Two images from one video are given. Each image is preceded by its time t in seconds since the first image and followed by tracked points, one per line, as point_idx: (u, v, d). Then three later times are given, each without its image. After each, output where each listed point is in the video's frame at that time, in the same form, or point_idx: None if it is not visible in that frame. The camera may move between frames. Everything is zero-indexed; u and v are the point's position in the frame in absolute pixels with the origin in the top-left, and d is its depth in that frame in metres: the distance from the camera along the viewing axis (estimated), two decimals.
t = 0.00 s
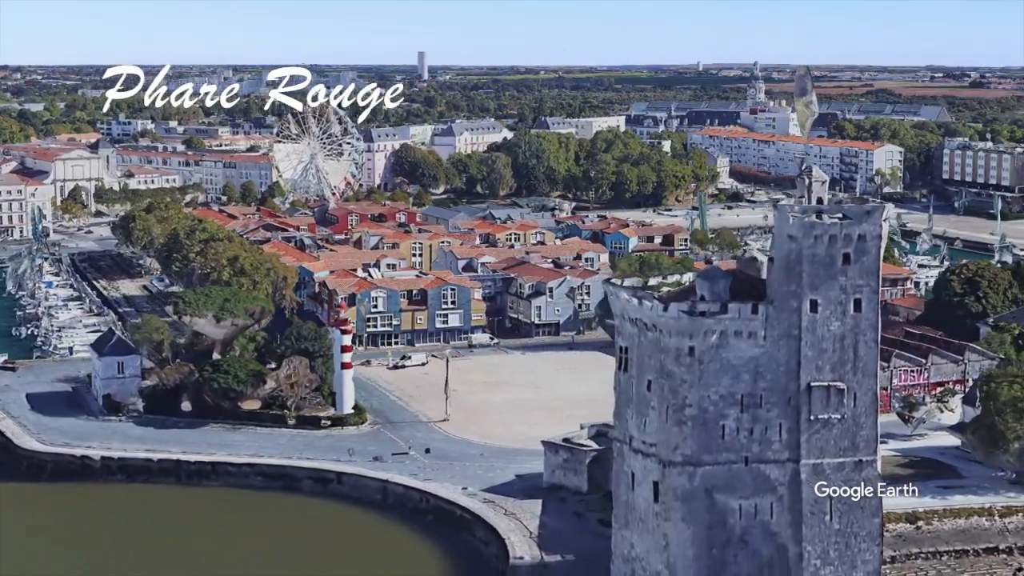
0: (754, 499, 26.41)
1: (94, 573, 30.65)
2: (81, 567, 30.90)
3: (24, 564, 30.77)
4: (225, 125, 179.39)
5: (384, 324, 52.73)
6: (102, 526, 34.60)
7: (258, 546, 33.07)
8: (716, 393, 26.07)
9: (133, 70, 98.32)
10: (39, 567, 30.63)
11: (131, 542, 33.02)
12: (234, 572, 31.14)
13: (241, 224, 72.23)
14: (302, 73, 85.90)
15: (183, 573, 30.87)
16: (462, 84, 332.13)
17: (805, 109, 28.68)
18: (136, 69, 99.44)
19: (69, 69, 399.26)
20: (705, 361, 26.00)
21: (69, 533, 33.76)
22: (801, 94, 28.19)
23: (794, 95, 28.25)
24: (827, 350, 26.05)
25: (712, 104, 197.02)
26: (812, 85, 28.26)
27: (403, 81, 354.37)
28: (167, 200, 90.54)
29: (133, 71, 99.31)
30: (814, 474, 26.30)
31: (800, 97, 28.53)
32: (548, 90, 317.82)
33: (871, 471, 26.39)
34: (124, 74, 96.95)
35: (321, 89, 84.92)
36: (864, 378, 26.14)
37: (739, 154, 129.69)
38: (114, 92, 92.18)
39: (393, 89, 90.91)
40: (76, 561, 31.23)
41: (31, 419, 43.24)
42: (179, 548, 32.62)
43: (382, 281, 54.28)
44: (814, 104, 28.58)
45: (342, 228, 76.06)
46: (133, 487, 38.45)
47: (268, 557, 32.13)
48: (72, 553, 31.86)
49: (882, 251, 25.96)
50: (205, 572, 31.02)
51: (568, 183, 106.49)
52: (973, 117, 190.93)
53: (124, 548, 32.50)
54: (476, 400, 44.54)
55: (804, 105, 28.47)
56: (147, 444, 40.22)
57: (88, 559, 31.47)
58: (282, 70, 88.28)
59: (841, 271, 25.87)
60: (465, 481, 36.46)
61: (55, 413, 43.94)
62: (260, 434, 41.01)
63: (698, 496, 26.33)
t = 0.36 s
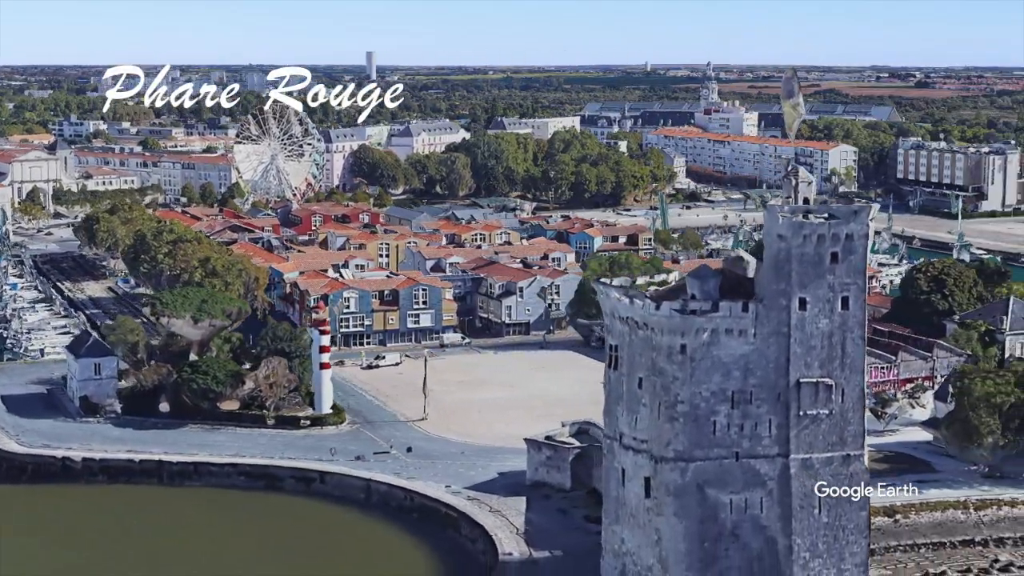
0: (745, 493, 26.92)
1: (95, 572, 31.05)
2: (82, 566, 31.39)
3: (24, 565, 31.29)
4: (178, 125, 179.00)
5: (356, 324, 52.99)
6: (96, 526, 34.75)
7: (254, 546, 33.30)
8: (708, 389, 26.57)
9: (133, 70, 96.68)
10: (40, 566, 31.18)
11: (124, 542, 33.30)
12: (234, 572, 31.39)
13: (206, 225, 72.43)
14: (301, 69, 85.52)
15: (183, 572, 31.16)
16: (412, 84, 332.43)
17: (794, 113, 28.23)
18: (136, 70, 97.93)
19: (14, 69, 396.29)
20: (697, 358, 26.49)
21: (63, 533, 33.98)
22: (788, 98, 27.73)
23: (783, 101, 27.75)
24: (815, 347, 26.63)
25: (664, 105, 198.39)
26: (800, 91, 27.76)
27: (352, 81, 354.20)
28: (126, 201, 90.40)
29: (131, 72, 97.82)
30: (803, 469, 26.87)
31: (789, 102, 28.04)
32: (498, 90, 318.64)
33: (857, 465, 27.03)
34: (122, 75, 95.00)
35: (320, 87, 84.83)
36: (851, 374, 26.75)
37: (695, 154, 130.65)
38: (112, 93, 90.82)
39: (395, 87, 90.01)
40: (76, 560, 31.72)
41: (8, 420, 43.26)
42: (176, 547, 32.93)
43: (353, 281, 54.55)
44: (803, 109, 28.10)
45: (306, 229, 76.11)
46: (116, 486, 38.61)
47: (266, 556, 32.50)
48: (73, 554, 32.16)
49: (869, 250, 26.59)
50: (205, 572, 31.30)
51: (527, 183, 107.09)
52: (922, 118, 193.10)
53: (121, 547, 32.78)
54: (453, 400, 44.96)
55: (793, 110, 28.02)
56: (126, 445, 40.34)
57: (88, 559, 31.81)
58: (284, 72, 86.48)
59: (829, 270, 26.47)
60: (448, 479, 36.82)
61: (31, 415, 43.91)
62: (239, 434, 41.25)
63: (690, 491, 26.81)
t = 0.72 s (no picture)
0: (733, 489, 27.35)
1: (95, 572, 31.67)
2: (82, 566, 32.07)
3: (25, 565, 31.95)
4: (135, 126, 178.33)
5: (330, 324, 53.14)
6: (90, 528, 35.10)
7: (248, 547, 33.65)
8: (697, 386, 26.95)
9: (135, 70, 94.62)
10: (41, 566, 31.90)
11: (119, 543, 33.79)
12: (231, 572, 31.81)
13: (175, 227, 72.38)
14: (300, 68, 84.53)
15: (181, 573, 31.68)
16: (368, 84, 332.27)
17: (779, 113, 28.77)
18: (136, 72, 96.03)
19: None
20: (687, 356, 26.86)
21: (57, 535, 34.45)
22: (775, 100, 28.24)
23: (767, 100, 28.24)
24: (802, 344, 27.12)
25: (623, 104, 199.18)
26: (786, 92, 28.31)
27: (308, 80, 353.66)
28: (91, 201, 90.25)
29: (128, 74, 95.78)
30: (790, 464, 27.38)
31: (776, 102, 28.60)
32: (455, 89, 319.09)
33: (844, 460, 27.59)
34: (121, 75, 92.71)
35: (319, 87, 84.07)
36: (837, 370, 27.29)
37: (656, 154, 131.27)
38: (110, 94, 89.03)
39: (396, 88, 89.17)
40: (75, 561, 32.38)
41: None
42: (169, 548, 33.39)
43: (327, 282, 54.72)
44: (789, 109, 28.66)
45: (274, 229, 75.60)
46: (99, 486, 38.66)
47: (258, 555, 32.94)
48: (71, 555, 32.79)
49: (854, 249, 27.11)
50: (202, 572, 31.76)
51: (491, 185, 107.53)
52: (877, 118, 194.59)
53: (115, 549, 33.25)
54: (431, 399, 45.23)
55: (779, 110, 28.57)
56: (107, 445, 40.37)
57: (85, 560, 32.43)
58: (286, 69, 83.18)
59: (816, 269, 26.95)
60: (431, 478, 37.11)
61: (8, 416, 43.87)
62: (219, 434, 41.40)
63: (680, 487, 27.19)
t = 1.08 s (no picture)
0: (722, 485, 27.70)
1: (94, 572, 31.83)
2: (80, 566, 32.22)
3: (22, 566, 32.10)
4: (98, 126, 177.52)
5: (308, 325, 53.22)
6: (80, 528, 35.17)
7: (239, 547, 33.77)
8: (687, 384, 27.27)
9: (135, 70, 93.52)
10: (40, 566, 32.08)
11: (113, 543, 33.92)
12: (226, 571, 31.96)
13: (147, 227, 72.36)
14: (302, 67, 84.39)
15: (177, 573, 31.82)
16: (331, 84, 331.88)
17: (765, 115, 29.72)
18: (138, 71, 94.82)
19: None
20: (676, 354, 27.17)
21: (51, 535, 34.57)
22: (762, 101, 29.10)
23: (755, 103, 29.15)
24: (790, 342, 27.48)
25: (588, 104, 199.82)
26: (772, 94, 29.23)
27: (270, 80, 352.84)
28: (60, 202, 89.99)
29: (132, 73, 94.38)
30: (778, 461, 27.76)
31: (763, 104, 29.50)
32: (418, 89, 319.07)
33: (830, 456, 28.02)
34: (123, 74, 91.60)
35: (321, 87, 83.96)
36: (824, 368, 27.68)
37: (623, 154, 131.76)
38: (113, 94, 87.96)
39: (399, 87, 89.13)
40: (72, 561, 32.52)
41: None
42: (163, 547, 33.54)
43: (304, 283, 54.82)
44: (774, 111, 29.53)
45: (245, 231, 75.22)
46: (83, 486, 38.69)
47: (251, 554, 33.15)
48: (68, 555, 32.94)
49: (840, 248, 27.50)
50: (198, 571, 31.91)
51: (460, 185, 107.79)
52: (840, 117, 195.92)
53: (109, 549, 33.40)
54: (410, 399, 45.40)
55: (765, 111, 29.46)
56: (89, 447, 40.38)
57: (82, 561, 32.56)
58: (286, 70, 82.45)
59: (803, 268, 27.32)
60: (415, 477, 37.34)
61: None
62: (201, 435, 41.49)
63: (670, 483, 27.50)
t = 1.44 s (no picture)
0: (712, 482, 27.92)
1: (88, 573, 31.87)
2: (76, 566, 32.28)
3: (17, 567, 32.12)
4: (69, 127, 176.90)
5: (290, 326, 53.24)
6: (72, 529, 35.18)
7: (230, 547, 33.84)
8: (677, 382, 27.48)
9: (135, 70, 92.69)
10: (35, 567, 32.11)
11: (105, 544, 33.94)
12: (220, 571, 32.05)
13: (126, 228, 72.42)
14: (303, 67, 84.13)
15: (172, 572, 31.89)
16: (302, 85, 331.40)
17: (754, 115, 30.13)
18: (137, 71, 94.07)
19: None
20: (667, 352, 27.38)
21: (42, 537, 34.55)
22: (750, 102, 29.55)
23: (744, 103, 29.56)
24: (779, 340, 27.72)
25: (561, 104, 200.04)
26: (761, 94, 29.66)
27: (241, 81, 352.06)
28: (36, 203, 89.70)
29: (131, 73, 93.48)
30: (768, 458, 28.01)
31: (751, 105, 29.95)
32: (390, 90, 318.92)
33: (819, 453, 28.29)
34: (121, 76, 90.76)
35: (323, 88, 83.89)
36: (813, 366, 27.92)
37: (597, 154, 132.06)
38: (114, 94, 87.03)
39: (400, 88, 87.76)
40: (66, 561, 32.54)
41: None
42: (155, 547, 33.60)
43: (286, 283, 54.81)
44: (763, 111, 29.95)
45: (223, 231, 75.08)
46: (70, 488, 38.64)
47: (242, 553, 33.25)
48: (61, 555, 32.96)
49: (829, 247, 27.76)
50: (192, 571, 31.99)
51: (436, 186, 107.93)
52: (812, 117, 197.10)
53: (101, 549, 33.40)
54: (394, 398, 45.51)
55: (754, 112, 29.90)
56: (72, 448, 40.31)
57: (76, 561, 32.57)
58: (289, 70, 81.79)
59: (792, 267, 27.57)
60: (402, 476, 37.48)
61: None
62: (186, 436, 41.49)
63: (661, 481, 27.70)
